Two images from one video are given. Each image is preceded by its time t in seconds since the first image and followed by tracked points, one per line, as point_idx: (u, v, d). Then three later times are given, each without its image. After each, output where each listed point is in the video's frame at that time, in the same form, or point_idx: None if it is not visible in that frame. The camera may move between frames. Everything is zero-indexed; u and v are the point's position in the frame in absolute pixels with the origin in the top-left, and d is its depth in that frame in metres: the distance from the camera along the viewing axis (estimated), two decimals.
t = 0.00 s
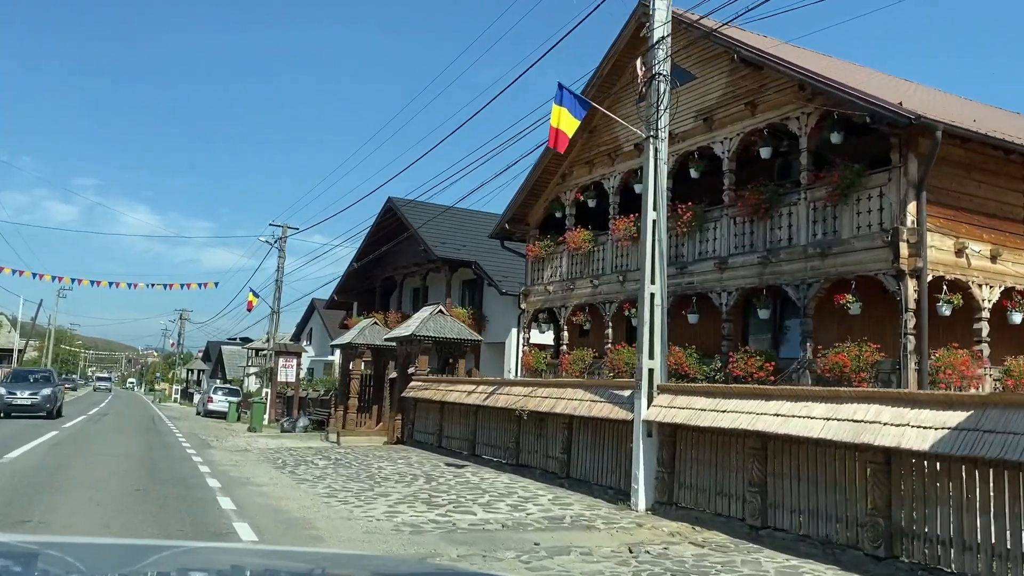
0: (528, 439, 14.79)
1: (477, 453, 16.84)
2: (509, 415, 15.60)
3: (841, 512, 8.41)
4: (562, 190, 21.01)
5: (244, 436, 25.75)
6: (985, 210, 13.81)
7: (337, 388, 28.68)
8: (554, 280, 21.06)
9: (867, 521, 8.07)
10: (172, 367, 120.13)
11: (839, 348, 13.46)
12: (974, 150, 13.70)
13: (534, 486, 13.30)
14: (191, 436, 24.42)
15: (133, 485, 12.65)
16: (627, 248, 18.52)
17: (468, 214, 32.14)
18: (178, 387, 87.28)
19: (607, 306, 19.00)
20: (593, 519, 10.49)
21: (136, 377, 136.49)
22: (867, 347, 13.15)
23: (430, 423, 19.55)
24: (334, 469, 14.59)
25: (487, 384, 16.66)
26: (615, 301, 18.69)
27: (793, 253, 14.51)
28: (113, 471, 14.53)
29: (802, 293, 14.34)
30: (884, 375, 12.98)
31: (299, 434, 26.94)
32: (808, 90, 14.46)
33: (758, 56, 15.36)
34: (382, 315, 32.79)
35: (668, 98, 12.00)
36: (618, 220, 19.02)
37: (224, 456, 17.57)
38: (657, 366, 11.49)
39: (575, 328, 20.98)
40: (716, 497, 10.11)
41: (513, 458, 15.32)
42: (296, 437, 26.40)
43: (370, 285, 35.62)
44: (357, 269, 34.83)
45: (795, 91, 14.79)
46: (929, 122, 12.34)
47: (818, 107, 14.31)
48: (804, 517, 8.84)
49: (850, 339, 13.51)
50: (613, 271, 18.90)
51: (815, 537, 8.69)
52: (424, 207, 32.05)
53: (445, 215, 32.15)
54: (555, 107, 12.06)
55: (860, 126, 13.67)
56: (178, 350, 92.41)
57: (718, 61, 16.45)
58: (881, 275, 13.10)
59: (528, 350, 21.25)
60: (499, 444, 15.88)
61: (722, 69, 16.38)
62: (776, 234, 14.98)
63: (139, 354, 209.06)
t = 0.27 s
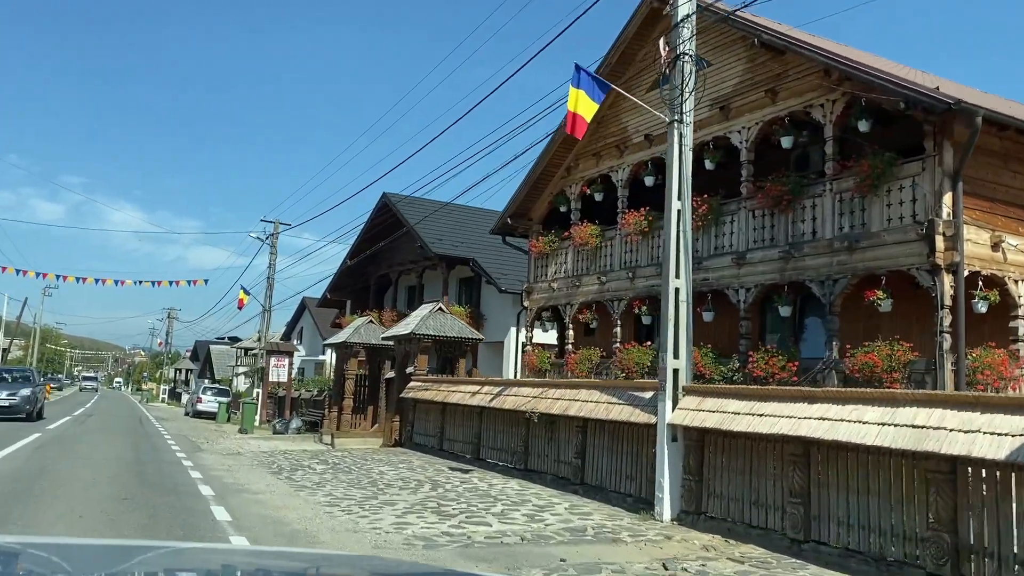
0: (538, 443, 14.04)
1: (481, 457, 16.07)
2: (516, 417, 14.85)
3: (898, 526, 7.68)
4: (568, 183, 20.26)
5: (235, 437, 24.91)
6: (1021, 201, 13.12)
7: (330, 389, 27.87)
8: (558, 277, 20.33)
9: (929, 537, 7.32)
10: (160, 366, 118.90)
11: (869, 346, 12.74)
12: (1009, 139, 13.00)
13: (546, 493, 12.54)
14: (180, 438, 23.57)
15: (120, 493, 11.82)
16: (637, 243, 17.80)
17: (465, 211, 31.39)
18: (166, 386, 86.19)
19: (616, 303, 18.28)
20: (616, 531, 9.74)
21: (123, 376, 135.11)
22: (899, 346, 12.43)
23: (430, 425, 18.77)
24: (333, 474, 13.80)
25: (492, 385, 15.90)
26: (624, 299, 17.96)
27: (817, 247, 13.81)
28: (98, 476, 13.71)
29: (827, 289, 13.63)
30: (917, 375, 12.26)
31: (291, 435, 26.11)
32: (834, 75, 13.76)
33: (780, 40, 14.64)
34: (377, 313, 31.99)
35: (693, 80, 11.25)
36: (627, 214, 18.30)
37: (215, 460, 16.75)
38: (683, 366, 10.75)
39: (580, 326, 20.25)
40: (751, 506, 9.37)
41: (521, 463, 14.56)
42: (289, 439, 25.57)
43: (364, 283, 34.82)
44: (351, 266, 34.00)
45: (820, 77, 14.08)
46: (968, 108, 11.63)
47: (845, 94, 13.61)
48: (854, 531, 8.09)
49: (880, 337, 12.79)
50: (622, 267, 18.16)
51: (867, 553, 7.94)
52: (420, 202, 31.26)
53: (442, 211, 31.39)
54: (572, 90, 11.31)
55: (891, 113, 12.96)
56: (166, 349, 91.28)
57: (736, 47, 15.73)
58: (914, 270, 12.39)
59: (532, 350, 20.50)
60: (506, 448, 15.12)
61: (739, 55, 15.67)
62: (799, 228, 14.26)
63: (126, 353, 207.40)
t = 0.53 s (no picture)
0: (551, 447, 13.32)
1: (488, 461, 15.35)
2: (526, 419, 14.12)
3: (968, 543, 6.98)
4: (575, 176, 19.53)
5: (227, 439, 24.08)
6: None
7: (325, 389, 27.10)
8: (564, 274, 19.62)
9: (1008, 555, 6.60)
10: (148, 366, 117.72)
11: (903, 345, 12.05)
12: None
13: (562, 501, 11.79)
14: (170, 440, 22.75)
15: (108, 502, 11.03)
16: (648, 238, 17.10)
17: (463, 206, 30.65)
18: (155, 386, 85.18)
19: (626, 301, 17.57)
20: (647, 544, 8.99)
21: (110, 376, 133.89)
22: (936, 344, 11.74)
23: (432, 428, 18.03)
24: (334, 480, 13.04)
25: (499, 385, 15.17)
26: (635, 296, 17.25)
27: (845, 240, 13.11)
28: (85, 483, 12.92)
29: (856, 286, 12.94)
30: (956, 376, 11.57)
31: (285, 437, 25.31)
32: (863, 60, 13.07)
33: (803, 23, 13.93)
34: (373, 311, 31.23)
35: (722, 59, 10.52)
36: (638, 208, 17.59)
37: (208, 463, 15.97)
38: (714, 365, 10.02)
39: (587, 324, 19.54)
40: (793, 518, 8.66)
41: (531, 468, 13.83)
42: (283, 440, 24.78)
43: (359, 280, 34.04)
44: (345, 264, 33.20)
45: (847, 61, 13.38)
46: (1013, 91, 10.95)
47: (876, 79, 12.91)
48: (916, 546, 7.38)
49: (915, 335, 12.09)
50: (633, 262, 17.46)
51: (931, 572, 7.23)
52: (418, 198, 30.50)
53: (440, 206, 30.65)
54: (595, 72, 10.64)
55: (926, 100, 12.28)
56: (155, 349, 90.26)
57: (756, 32, 15.02)
58: (952, 264, 11.69)
59: (537, 350, 19.79)
60: (516, 452, 14.40)
61: (759, 41, 14.97)
62: (824, 220, 13.57)
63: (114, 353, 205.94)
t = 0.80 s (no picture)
0: (567, 451, 12.60)
1: (497, 465, 14.63)
2: (539, 422, 13.40)
3: None
4: (584, 169, 18.81)
5: (220, 441, 23.28)
6: None
7: (321, 389, 26.33)
8: (572, 270, 18.90)
9: None
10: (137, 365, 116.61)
11: (942, 344, 11.38)
12: None
13: (583, 508, 11.08)
14: (161, 441, 21.94)
15: (97, 512, 10.26)
16: (663, 233, 16.40)
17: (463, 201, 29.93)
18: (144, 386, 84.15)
19: (639, 298, 16.87)
20: (684, 559, 8.28)
21: (98, 375, 132.63)
22: (979, 343, 11.07)
23: (436, 430, 17.30)
24: (337, 486, 12.29)
25: (509, 386, 14.45)
26: (649, 292, 16.55)
27: (877, 234, 12.43)
28: (72, 490, 12.14)
29: (890, 281, 12.27)
30: (1000, 376, 10.91)
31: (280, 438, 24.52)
32: (897, 44, 12.40)
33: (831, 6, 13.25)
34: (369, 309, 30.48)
35: (759, 37, 9.82)
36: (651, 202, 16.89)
37: (201, 467, 15.18)
38: (751, 365, 9.32)
39: (596, 323, 18.83)
40: (846, 531, 7.97)
41: (545, 472, 13.12)
42: (278, 442, 24.00)
43: (355, 278, 33.28)
44: (341, 261, 32.44)
45: (879, 45, 12.71)
46: None
47: (910, 64, 12.25)
48: (992, 565, 6.70)
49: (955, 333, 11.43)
50: (646, 257, 16.76)
51: None
52: (416, 193, 29.75)
53: (438, 202, 29.91)
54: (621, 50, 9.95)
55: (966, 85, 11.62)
56: (144, 348, 89.22)
57: (779, 15, 14.34)
58: (996, 258, 11.03)
59: (544, 348, 19.10)
60: (528, 456, 13.68)
61: (782, 25, 14.29)
62: (854, 213, 12.88)
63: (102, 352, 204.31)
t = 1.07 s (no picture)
0: (585, 456, 11.88)
1: (509, 471, 13.90)
2: (555, 426, 12.68)
3: None
4: (594, 161, 18.09)
5: (213, 444, 22.47)
6: None
7: (317, 389, 25.56)
8: (582, 267, 18.19)
9: None
10: (126, 365, 115.36)
11: (989, 343, 10.68)
12: None
13: (607, 519, 10.35)
14: (152, 444, 21.15)
15: (84, 527, 9.51)
16: (679, 227, 15.69)
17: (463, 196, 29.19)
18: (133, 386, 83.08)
19: (653, 295, 16.17)
20: None
21: (87, 375, 131.34)
22: None
23: (440, 433, 16.56)
24: (342, 494, 11.53)
25: (521, 388, 13.72)
26: (664, 290, 15.84)
27: (915, 226, 11.74)
28: (58, 500, 11.40)
29: (929, 277, 11.58)
30: None
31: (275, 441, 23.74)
32: (936, 26, 11.72)
33: None
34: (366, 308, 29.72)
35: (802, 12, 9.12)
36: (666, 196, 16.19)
37: (195, 473, 14.42)
38: (796, 365, 8.60)
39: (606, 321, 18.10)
40: (910, 548, 7.26)
41: (561, 479, 12.39)
42: (273, 445, 23.22)
43: (351, 275, 32.52)
44: (337, 258, 31.66)
45: (916, 28, 12.02)
46: None
47: (952, 47, 11.56)
48: None
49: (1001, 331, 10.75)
50: (661, 253, 16.04)
51: None
52: (414, 188, 28.99)
53: (438, 197, 29.17)
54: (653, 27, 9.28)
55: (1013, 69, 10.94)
56: (133, 348, 88.15)
57: None
58: None
59: (552, 346, 18.39)
60: (542, 461, 12.95)
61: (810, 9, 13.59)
62: (889, 205, 12.19)
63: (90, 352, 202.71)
